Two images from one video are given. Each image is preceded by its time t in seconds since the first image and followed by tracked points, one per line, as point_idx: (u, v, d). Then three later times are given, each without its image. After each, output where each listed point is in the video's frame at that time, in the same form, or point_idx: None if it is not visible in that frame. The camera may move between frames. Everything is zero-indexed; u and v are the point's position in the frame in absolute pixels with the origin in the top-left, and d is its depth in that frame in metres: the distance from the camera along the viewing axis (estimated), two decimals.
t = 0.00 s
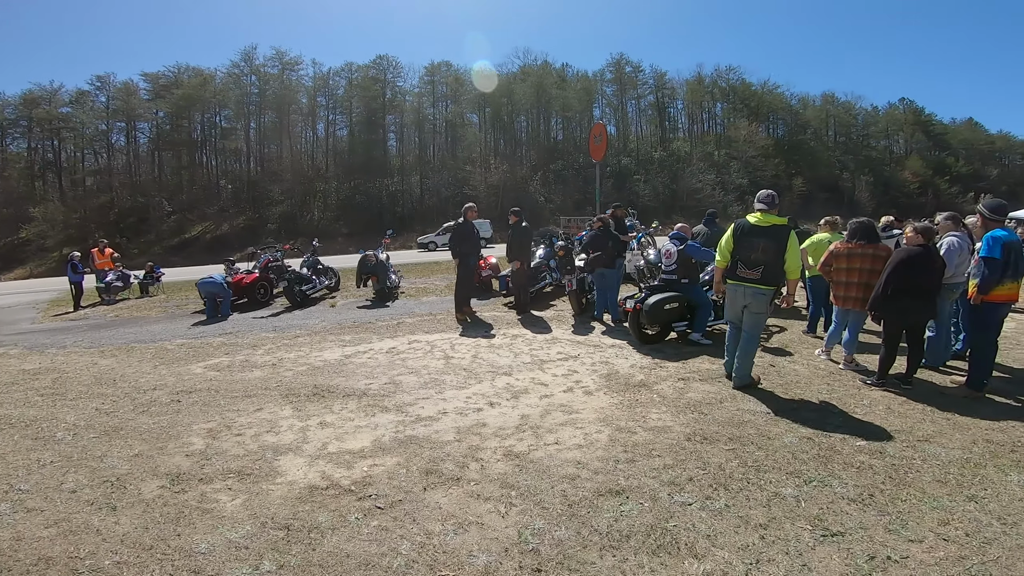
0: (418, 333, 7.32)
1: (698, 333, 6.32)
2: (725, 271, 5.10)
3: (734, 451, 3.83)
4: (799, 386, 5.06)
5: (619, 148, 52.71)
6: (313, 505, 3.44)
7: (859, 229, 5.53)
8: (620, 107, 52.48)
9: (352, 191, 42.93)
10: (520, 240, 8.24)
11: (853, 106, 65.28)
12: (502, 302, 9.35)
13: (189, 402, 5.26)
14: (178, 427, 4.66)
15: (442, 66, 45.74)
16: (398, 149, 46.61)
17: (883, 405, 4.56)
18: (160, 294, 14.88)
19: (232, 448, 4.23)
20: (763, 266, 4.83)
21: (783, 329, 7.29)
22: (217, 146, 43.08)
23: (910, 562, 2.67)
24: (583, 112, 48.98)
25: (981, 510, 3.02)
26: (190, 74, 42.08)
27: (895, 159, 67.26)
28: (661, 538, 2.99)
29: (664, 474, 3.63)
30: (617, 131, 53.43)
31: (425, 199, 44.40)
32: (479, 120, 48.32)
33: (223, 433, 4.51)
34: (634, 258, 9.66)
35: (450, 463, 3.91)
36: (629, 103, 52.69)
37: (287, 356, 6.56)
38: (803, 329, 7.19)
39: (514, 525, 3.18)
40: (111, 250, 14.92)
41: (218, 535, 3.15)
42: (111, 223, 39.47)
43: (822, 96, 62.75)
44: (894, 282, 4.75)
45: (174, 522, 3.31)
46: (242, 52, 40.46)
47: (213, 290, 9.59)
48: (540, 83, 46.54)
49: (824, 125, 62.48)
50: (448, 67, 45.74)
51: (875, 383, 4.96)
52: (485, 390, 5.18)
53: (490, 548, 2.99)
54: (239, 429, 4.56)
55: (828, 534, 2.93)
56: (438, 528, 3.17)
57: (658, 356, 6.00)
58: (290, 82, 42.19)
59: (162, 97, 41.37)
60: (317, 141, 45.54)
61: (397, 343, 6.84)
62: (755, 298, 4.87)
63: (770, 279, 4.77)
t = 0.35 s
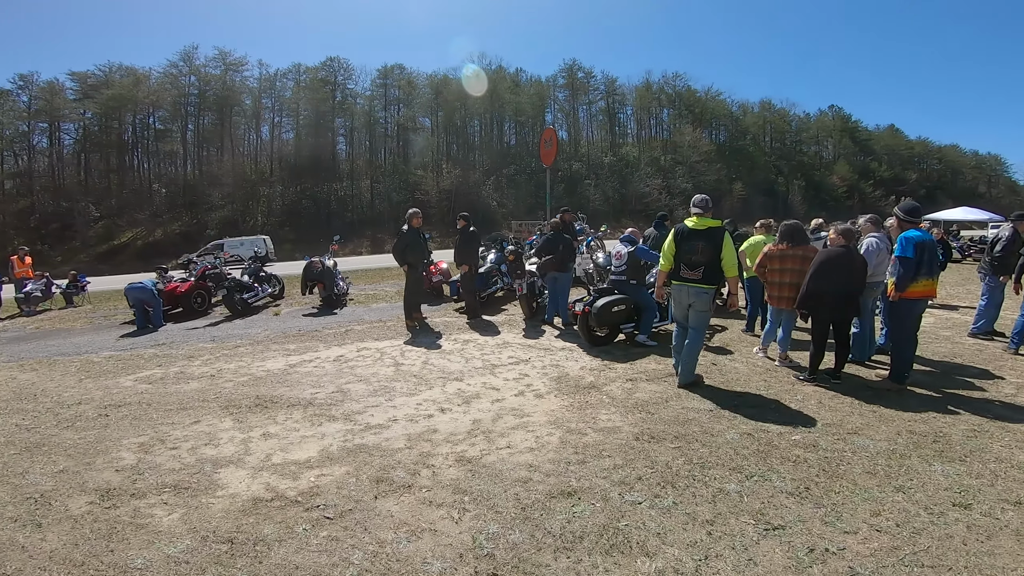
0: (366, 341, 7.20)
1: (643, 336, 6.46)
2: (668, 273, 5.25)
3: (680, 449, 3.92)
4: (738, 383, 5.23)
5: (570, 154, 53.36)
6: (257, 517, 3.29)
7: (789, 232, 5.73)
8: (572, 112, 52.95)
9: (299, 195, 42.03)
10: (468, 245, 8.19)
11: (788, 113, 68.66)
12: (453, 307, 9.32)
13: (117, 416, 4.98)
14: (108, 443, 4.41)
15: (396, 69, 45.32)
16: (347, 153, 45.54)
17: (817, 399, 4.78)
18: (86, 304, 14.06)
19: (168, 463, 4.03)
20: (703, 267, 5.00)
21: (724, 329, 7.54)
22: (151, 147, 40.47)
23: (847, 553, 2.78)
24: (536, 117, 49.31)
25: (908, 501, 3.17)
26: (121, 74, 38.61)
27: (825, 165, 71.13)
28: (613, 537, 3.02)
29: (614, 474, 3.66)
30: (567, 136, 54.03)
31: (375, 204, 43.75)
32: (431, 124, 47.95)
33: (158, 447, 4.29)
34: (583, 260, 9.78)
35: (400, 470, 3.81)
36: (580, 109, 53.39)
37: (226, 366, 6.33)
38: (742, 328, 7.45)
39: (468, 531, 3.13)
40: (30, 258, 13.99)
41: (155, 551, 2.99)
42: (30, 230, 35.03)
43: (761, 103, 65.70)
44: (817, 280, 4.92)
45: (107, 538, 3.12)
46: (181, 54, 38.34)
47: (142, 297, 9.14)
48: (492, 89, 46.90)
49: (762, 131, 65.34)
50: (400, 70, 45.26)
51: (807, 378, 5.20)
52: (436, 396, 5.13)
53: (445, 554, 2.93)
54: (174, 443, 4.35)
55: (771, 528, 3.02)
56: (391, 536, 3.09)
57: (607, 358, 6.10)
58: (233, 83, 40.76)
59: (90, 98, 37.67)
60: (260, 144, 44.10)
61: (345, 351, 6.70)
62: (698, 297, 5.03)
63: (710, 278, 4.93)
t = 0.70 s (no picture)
0: (331, 347, 7.09)
1: (610, 338, 6.48)
2: (633, 275, 5.34)
3: (648, 449, 3.96)
4: (703, 382, 5.32)
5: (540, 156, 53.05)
6: (221, 527, 3.18)
7: (747, 232, 5.86)
8: (540, 116, 53.04)
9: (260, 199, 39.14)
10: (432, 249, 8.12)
11: (748, 117, 70.59)
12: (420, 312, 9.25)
13: (67, 428, 4.78)
14: (58, 455, 4.22)
15: (362, 71, 44.44)
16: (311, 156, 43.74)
17: (778, 396, 4.90)
18: (31, 313, 13.38)
19: (123, 474, 3.88)
20: (664, 267, 5.11)
21: (689, 328, 7.69)
22: (101, 150, 37.85)
23: (810, 548, 2.84)
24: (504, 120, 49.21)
25: (866, 494, 3.26)
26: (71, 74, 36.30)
27: (783, 167, 73.25)
28: (585, 539, 3.03)
29: (583, 474, 3.67)
30: (535, 140, 53.92)
31: (341, 208, 42.41)
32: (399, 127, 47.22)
33: (112, 459, 4.12)
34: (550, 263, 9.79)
35: (369, 477, 3.73)
36: (548, 112, 53.37)
37: (185, 376, 6.14)
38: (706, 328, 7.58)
39: (439, 536, 3.10)
40: None
41: (112, 564, 2.87)
42: None
43: (722, 107, 67.39)
44: (772, 280, 5.05)
45: (60, 551, 2.99)
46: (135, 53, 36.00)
47: (93, 304, 8.83)
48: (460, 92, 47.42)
49: (724, 134, 66.80)
50: (367, 73, 44.54)
51: (768, 375, 5.34)
52: (404, 401, 5.08)
53: (417, 561, 2.88)
54: (130, 454, 4.19)
55: (737, 524, 3.08)
56: (360, 543, 3.03)
57: (575, 359, 6.15)
58: (191, 84, 38.14)
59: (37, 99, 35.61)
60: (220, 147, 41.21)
61: (310, 358, 6.59)
62: (663, 296, 5.13)
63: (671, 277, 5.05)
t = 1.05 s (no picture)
0: (297, 352, 6.96)
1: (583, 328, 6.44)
2: (607, 276, 5.38)
3: (618, 449, 3.99)
4: (668, 382, 5.38)
5: (513, 159, 52.75)
6: (185, 537, 3.07)
7: (713, 233, 5.99)
8: (510, 119, 53.10)
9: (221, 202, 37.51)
10: (396, 253, 8.40)
11: (713, 121, 72.14)
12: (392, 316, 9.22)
13: (15, 439, 4.56)
14: (6, 466, 4.02)
15: (330, 72, 43.63)
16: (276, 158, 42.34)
17: (743, 394, 4.99)
18: None
19: (78, 485, 3.72)
20: (638, 268, 5.17)
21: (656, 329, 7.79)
22: (53, 151, 35.68)
23: (778, 543, 2.89)
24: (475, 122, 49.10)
25: (828, 490, 3.35)
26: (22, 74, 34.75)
27: (746, 171, 75.18)
28: (558, 540, 3.03)
29: (555, 476, 3.67)
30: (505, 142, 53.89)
31: (307, 211, 41.27)
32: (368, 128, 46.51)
33: (66, 469, 3.95)
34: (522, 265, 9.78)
35: (339, 483, 3.66)
36: (519, 115, 53.49)
37: (142, 384, 5.93)
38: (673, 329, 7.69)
39: (412, 541, 3.05)
40: None
41: None
42: None
43: (688, 111, 68.71)
44: (737, 280, 5.15)
45: (13, 564, 2.86)
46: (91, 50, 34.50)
47: (45, 312, 8.55)
48: (431, 94, 46.59)
49: (689, 138, 68.13)
50: (335, 74, 43.80)
51: (733, 374, 5.43)
52: (373, 407, 5.01)
53: (389, 566, 2.84)
54: (85, 464, 4.03)
55: (707, 522, 3.12)
56: (332, 550, 2.96)
57: (545, 361, 6.17)
58: (148, 84, 36.75)
59: None
60: (178, 149, 39.56)
61: (274, 364, 6.45)
62: (637, 297, 5.18)
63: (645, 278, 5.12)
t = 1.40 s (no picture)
0: (264, 356, 6.83)
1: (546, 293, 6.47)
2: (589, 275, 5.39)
3: (589, 448, 4.02)
4: (638, 380, 5.43)
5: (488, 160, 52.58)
6: (147, 544, 2.99)
7: (680, 232, 6.03)
8: (484, 119, 53.07)
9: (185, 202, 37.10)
10: (361, 254, 8.42)
11: (682, 123, 73.26)
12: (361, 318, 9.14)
13: None
14: None
15: (300, 71, 42.84)
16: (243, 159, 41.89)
17: (710, 392, 5.07)
18: None
19: (33, 492, 3.58)
20: (622, 268, 5.21)
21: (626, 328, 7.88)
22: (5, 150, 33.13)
23: (745, 539, 2.94)
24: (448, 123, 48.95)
25: (791, 485, 3.42)
26: None
27: (714, 172, 76.71)
28: (530, 541, 3.03)
29: (527, 476, 3.67)
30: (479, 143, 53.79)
31: (275, 211, 41.58)
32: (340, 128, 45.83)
33: (18, 478, 3.79)
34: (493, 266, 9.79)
35: (308, 487, 3.60)
36: (493, 116, 53.50)
37: (99, 390, 5.74)
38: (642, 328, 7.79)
39: (383, 544, 3.02)
40: None
41: None
42: None
43: (659, 112, 69.64)
44: (704, 280, 5.24)
45: None
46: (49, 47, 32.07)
47: None
48: (405, 94, 46.18)
49: (660, 140, 69.13)
50: (306, 73, 43.06)
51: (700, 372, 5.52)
52: (343, 410, 4.95)
53: (361, 570, 2.81)
54: (40, 471, 3.88)
55: (676, 520, 3.16)
56: (301, 555, 2.91)
57: (517, 362, 6.18)
58: (108, 82, 34.77)
59: None
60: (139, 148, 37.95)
61: (240, 368, 6.33)
62: (618, 297, 5.24)
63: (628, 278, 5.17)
